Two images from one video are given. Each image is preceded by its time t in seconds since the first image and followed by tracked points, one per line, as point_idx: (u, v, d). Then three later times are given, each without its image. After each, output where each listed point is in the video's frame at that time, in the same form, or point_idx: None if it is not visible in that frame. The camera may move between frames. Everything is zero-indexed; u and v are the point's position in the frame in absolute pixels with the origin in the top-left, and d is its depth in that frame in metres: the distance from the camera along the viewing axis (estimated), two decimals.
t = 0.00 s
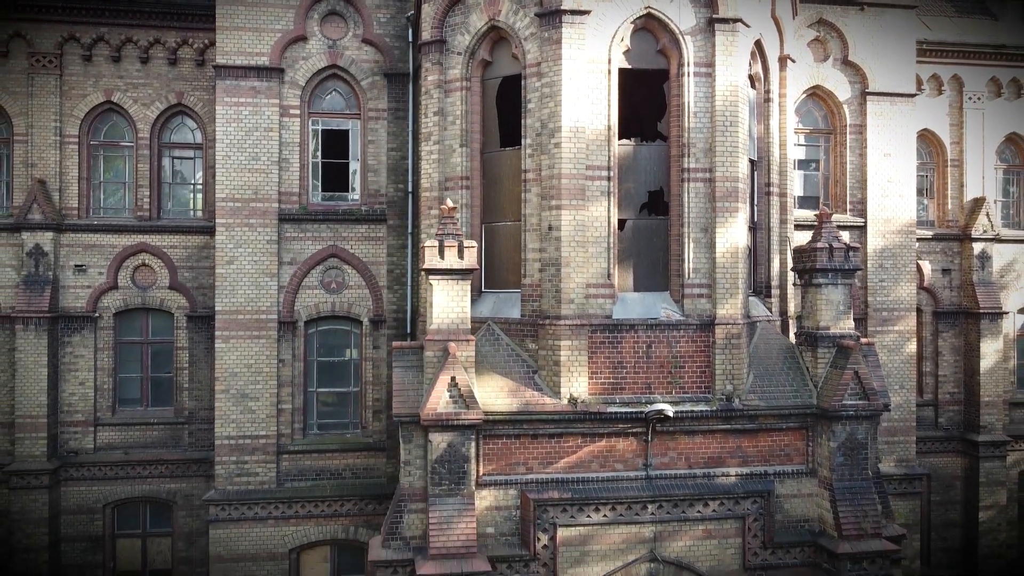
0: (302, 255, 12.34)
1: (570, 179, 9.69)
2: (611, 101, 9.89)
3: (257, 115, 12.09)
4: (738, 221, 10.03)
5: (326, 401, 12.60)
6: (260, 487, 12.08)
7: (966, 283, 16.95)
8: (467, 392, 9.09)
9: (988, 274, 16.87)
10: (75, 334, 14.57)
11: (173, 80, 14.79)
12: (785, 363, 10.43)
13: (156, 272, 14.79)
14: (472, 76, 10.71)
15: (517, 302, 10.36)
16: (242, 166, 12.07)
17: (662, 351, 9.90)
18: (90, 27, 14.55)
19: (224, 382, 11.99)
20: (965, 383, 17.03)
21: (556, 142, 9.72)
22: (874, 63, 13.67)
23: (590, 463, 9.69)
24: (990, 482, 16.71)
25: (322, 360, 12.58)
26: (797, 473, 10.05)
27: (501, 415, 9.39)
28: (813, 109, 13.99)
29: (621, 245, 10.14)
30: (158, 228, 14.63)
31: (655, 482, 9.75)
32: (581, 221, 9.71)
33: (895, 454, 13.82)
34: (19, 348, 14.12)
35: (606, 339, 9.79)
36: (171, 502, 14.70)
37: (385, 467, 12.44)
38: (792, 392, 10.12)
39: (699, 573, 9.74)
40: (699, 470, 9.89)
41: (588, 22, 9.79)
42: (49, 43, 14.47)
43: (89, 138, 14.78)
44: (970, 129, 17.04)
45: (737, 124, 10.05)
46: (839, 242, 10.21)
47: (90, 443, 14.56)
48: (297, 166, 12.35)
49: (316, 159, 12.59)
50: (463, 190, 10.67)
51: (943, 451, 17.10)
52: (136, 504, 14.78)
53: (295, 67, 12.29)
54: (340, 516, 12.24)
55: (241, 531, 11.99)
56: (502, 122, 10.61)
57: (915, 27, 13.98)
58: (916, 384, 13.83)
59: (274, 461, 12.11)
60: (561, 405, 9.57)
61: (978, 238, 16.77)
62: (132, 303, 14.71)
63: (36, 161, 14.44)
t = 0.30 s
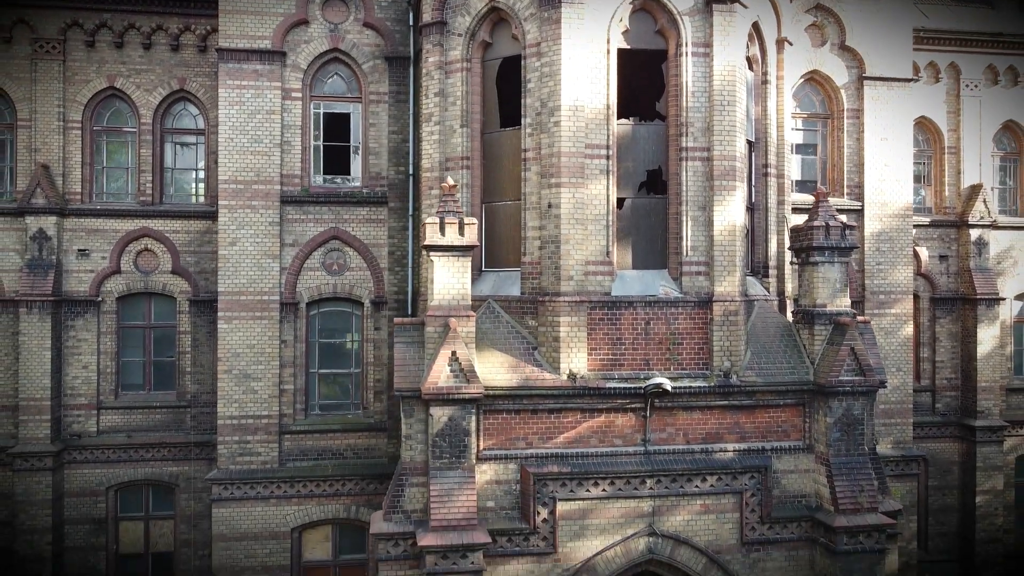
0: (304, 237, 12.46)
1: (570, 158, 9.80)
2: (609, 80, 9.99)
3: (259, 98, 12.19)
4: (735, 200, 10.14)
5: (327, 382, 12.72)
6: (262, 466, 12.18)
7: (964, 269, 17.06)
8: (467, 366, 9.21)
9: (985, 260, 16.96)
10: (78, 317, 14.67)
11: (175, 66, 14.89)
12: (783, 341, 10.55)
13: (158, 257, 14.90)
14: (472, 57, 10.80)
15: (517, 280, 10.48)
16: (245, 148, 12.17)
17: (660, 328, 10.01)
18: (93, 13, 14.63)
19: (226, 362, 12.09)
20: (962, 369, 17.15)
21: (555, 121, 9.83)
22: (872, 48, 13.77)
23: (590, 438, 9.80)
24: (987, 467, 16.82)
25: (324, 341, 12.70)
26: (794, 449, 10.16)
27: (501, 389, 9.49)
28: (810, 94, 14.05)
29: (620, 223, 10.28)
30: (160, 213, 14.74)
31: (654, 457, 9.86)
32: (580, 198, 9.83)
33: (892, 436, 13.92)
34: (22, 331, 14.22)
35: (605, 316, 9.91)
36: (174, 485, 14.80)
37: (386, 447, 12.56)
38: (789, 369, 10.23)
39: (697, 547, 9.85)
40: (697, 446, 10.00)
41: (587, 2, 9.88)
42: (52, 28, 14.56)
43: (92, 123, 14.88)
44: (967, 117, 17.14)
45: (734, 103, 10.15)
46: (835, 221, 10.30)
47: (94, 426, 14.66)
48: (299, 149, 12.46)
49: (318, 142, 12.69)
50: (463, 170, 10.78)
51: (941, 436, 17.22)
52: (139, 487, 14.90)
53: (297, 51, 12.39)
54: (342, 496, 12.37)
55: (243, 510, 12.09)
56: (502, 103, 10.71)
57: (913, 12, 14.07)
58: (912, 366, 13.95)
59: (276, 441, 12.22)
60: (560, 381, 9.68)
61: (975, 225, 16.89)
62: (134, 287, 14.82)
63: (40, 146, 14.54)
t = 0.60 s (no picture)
0: (305, 222, 12.56)
1: (569, 139, 9.89)
2: (608, 63, 10.08)
3: (261, 84, 12.29)
4: (733, 182, 10.23)
5: (329, 366, 12.81)
6: (264, 449, 12.27)
7: (961, 258, 17.16)
8: (468, 344, 9.30)
9: (983, 249, 17.06)
10: (81, 305, 14.76)
11: (177, 55, 14.97)
12: (780, 323, 10.64)
13: (160, 245, 15.00)
14: (473, 42, 10.89)
15: (517, 262, 10.57)
16: (247, 134, 12.26)
17: (659, 309, 10.11)
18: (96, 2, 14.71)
19: (229, 346, 12.18)
20: (959, 357, 17.25)
21: (555, 103, 9.93)
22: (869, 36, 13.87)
23: (589, 417, 9.89)
24: (984, 455, 16.90)
25: (325, 326, 12.79)
26: (792, 429, 10.25)
27: (501, 368, 9.58)
28: (808, 82, 14.19)
29: (619, 205, 10.38)
30: (163, 201, 14.84)
31: (653, 437, 9.95)
32: (580, 180, 9.92)
33: (889, 422, 14.02)
34: (25, 317, 14.31)
35: (604, 296, 10.00)
36: (176, 471, 14.90)
37: (387, 430, 12.66)
38: (787, 349, 10.32)
39: (695, 525, 9.94)
40: (695, 426, 10.09)
41: None
42: (55, 17, 14.63)
43: (94, 112, 14.97)
44: (964, 107, 17.23)
45: (733, 86, 10.24)
46: (833, 203, 10.38)
47: (96, 412, 14.75)
48: (300, 135, 12.55)
49: (319, 128, 12.79)
50: (464, 153, 10.87)
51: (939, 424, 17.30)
52: (141, 473, 15.00)
53: (299, 37, 12.48)
54: (343, 479, 12.45)
55: (245, 493, 12.16)
56: (502, 87, 10.81)
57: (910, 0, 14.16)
58: (909, 352, 14.05)
59: (278, 425, 12.32)
60: (560, 360, 9.78)
61: (972, 214, 16.99)
62: (136, 275, 14.91)
63: (43, 134, 14.62)
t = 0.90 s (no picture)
0: (307, 208, 12.66)
1: (569, 122, 9.99)
2: (607, 47, 10.17)
3: (263, 71, 12.38)
4: (731, 164, 10.33)
5: (330, 351, 12.91)
6: (266, 432, 12.36)
7: (959, 248, 17.26)
8: (468, 324, 9.40)
9: (980, 238, 17.16)
10: (84, 292, 14.85)
11: (179, 44, 15.06)
12: (778, 305, 10.74)
13: (163, 233, 15.10)
14: (473, 26, 10.98)
15: (517, 244, 10.67)
16: (249, 119, 12.35)
17: (657, 290, 10.20)
18: None
19: (231, 330, 12.27)
20: (957, 346, 17.34)
21: (555, 86, 10.02)
22: (867, 24, 13.98)
23: (588, 397, 9.98)
24: (982, 443, 16.97)
25: (326, 311, 12.89)
26: (789, 409, 10.34)
27: (501, 348, 9.67)
28: (806, 70, 14.30)
29: (618, 188, 10.48)
30: (165, 189, 14.93)
31: (651, 416, 10.05)
32: (579, 162, 10.01)
33: (886, 408, 14.12)
34: (29, 303, 14.39)
35: (603, 277, 10.10)
36: (178, 457, 14.99)
37: (388, 414, 12.76)
38: (784, 330, 10.42)
39: (693, 504, 10.03)
40: (693, 405, 10.19)
41: None
42: (58, 6, 14.71)
43: (97, 100, 15.05)
44: (961, 97, 17.30)
45: (731, 70, 10.33)
46: (830, 185, 10.48)
47: (99, 398, 14.84)
48: (302, 121, 12.65)
49: (320, 114, 12.89)
50: (464, 137, 10.96)
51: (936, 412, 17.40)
52: (144, 459, 15.10)
53: (300, 24, 12.58)
54: (344, 462, 12.54)
55: (247, 476, 12.25)
56: (502, 71, 10.90)
57: None
58: (907, 338, 14.14)
59: (280, 408, 12.41)
60: (559, 340, 9.87)
61: (970, 203, 17.08)
62: (139, 262, 15.00)
63: (46, 122, 14.70)
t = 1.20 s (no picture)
0: (308, 193, 12.76)
1: (568, 104, 10.09)
2: (606, 30, 10.25)
3: (265, 57, 12.48)
4: (729, 147, 10.43)
5: (331, 336, 13.01)
6: (267, 416, 12.46)
7: (956, 237, 17.35)
8: (468, 303, 9.50)
9: (977, 228, 17.26)
10: (86, 279, 14.95)
11: (181, 33, 15.15)
12: (776, 287, 10.85)
13: (164, 220, 15.19)
14: (474, 11, 11.06)
15: (517, 227, 10.77)
16: (250, 105, 12.45)
17: (655, 271, 10.31)
18: None
19: (233, 314, 12.37)
20: (955, 334, 17.43)
21: (554, 70, 10.12)
22: (863, 12, 14.09)
23: (587, 377, 10.08)
24: (979, 431, 17.06)
25: (327, 296, 13.00)
26: (786, 390, 10.44)
27: (501, 328, 9.76)
28: (804, 58, 14.44)
29: (616, 171, 10.59)
30: (167, 176, 15.02)
31: (650, 396, 10.15)
32: (578, 144, 10.11)
33: (883, 393, 14.21)
34: (31, 290, 14.48)
35: (602, 259, 10.21)
36: (180, 443, 15.09)
37: (388, 398, 12.86)
38: (781, 312, 10.52)
39: (691, 484, 10.12)
40: (691, 386, 10.29)
41: None
42: None
43: (99, 89, 15.14)
44: (959, 87, 17.39)
45: (728, 53, 10.43)
46: (826, 168, 10.59)
47: (101, 385, 14.94)
48: (303, 107, 12.74)
49: (321, 101, 12.99)
50: (464, 121, 11.05)
51: (934, 401, 17.48)
52: (146, 446, 15.19)
53: (302, 11, 12.67)
54: (345, 446, 12.63)
55: (249, 459, 12.34)
56: (502, 56, 11.00)
57: None
58: (904, 324, 14.23)
59: (281, 392, 12.52)
60: (559, 320, 9.97)
61: (967, 192, 17.17)
62: (141, 250, 15.10)
63: (49, 110, 14.78)
